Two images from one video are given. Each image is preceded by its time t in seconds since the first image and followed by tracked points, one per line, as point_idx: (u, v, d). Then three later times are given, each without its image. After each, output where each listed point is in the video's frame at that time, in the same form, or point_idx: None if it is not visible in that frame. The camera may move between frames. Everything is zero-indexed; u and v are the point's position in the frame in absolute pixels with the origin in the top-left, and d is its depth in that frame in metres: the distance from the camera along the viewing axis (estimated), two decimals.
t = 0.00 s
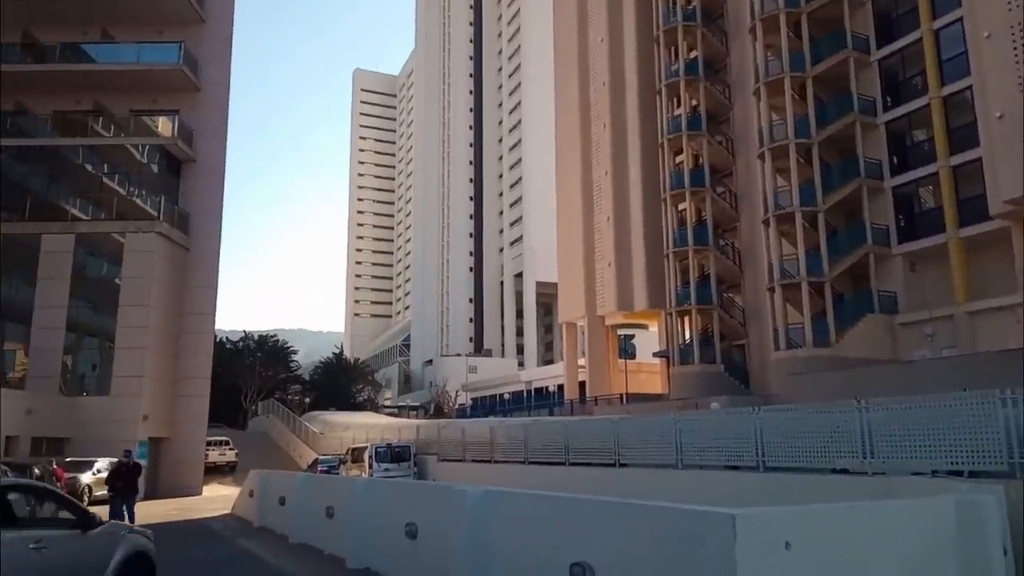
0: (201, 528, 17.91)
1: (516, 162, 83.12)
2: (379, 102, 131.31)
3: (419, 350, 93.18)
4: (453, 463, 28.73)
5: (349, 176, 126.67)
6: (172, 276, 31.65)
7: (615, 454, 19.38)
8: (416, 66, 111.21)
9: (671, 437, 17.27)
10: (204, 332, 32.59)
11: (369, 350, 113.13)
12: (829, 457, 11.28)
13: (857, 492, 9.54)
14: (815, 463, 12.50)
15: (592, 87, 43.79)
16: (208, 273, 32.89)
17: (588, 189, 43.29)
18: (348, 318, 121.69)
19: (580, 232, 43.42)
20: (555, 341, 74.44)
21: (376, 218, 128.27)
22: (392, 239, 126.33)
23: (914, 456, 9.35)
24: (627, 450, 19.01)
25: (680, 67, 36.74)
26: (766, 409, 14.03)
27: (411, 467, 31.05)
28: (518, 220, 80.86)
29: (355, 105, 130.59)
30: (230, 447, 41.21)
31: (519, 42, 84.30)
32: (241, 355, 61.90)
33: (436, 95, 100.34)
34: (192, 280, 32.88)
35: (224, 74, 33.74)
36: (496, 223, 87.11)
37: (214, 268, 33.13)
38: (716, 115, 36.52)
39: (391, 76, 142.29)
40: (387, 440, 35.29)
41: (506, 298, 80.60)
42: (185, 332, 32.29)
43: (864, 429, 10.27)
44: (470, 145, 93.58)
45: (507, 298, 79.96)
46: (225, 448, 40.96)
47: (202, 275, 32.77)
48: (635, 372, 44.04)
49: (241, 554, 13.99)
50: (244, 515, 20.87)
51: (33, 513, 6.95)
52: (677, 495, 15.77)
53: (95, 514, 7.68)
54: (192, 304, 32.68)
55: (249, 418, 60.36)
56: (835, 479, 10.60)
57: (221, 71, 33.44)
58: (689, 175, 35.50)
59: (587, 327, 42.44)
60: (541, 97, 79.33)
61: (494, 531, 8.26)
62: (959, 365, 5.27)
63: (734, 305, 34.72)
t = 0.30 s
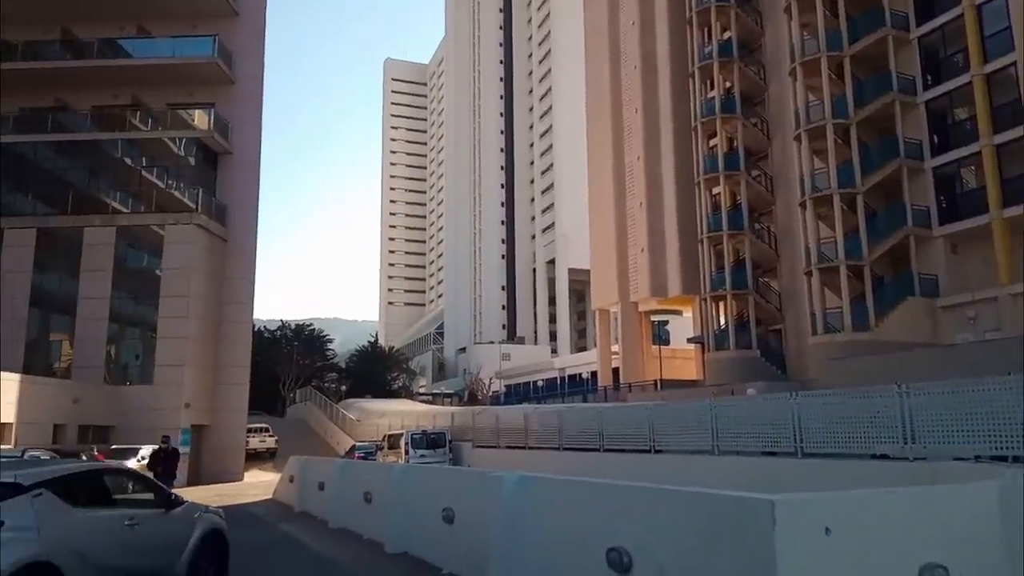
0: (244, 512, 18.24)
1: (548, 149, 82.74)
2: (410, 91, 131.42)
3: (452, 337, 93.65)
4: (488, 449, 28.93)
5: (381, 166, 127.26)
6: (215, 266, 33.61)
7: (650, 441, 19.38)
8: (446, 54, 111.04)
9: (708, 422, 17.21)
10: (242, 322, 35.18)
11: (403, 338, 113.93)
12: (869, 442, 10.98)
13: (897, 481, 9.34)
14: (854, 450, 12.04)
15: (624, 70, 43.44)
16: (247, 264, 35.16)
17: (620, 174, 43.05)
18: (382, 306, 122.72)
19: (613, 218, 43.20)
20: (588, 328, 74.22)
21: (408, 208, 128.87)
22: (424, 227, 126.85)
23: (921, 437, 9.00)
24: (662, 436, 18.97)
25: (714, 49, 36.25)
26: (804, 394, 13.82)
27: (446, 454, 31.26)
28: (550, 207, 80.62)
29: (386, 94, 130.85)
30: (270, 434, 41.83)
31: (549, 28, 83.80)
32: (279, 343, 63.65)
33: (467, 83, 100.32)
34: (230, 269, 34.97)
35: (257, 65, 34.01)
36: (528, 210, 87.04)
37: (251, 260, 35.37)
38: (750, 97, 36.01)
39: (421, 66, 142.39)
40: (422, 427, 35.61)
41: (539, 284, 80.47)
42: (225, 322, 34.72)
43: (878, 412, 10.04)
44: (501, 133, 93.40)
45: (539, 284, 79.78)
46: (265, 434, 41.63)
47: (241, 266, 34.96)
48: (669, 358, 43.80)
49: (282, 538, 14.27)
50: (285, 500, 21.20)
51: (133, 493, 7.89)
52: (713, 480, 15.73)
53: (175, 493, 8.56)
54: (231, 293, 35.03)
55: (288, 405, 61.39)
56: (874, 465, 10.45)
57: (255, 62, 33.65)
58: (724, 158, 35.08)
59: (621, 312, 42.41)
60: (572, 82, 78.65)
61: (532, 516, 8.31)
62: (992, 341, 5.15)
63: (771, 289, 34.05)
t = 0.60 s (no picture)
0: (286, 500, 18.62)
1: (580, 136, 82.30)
2: (442, 81, 131.57)
3: (487, 326, 93.88)
4: (524, 437, 29.05)
5: (414, 156, 127.83)
6: (253, 258, 34.89)
7: (687, 428, 19.31)
8: (478, 42, 110.73)
9: (746, 409, 17.08)
10: (283, 314, 35.26)
11: (438, 327, 114.53)
12: (911, 430, 10.77)
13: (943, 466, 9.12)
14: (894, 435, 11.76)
15: (656, 55, 43.07)
16: (287, 256, 35.76)
17: (654, 159, 42.79)
18: (417, 296, 123.52)
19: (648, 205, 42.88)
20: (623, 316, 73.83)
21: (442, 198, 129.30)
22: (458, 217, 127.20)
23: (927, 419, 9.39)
24: (699, 424, 18.90)
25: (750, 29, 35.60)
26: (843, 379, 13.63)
27: (482, 441, 31.40)
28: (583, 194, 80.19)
29: (419, 83, 130.89)
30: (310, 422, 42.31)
31: (580, 14, 83.19)
32: (318, 334, 65.70)
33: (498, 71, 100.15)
34: (268, 262, 35.79)
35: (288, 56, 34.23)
36: (561, 198, 86.78)
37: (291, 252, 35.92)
38: (788, 77, 34.81)
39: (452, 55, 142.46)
40: (458, 415, 35.83)
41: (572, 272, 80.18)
42: (265, 313, 35.34)
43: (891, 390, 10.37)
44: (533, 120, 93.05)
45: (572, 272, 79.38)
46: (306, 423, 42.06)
47: (280, 258, 35.67)
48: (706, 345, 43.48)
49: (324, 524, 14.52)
50: (326, 486, 21.60)
51: (216, 477, 9.15)
52: (753, 467, 15.61)
53: (252, 477, 9.74)
54: (270, 284, 35.59)
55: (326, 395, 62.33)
56: (918, 450, 10.27)
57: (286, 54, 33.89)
58: (760, 141, 34.60)
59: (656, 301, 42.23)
60: (604, 67, 77.99)
61: (570, 502, 8.33)
62: None
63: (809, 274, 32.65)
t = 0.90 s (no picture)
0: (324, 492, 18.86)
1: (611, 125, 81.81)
2: (471, 73, 131.41)
3: (519, 317, 93.87)
4: (558, 428, 29.07)
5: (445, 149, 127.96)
6: (289, 253, 35.39)
7: (722, 419, 19.20)
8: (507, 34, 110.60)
9: (784, 400, 16.96)
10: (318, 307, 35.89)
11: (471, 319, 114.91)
12: (953, 420, 10.61)
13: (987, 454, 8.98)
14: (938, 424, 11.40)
15: (688, 42, 42.74)
16: (320, 249, 36.08)
17: (686, 147, 42.54)
18: (449, 289, 123.85)
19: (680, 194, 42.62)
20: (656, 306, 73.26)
21: (473, 190, 129.35)
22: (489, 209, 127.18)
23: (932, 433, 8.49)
24: (735, 414, 18.81)
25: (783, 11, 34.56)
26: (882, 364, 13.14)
27: (517, 433, 31.47)
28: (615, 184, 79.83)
29: (448, 77, 130.91)
30: (346, 415, 42.73)
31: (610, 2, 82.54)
32: (352, 327, 66.10)
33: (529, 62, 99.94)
34: (301, 256, 36.13)
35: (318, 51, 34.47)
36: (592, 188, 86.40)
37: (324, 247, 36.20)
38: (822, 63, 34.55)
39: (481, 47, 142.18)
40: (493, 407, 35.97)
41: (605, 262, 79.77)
42: (302, 308, 35.75)
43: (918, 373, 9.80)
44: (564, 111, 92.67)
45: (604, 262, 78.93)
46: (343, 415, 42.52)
47: (312, 252, 36.06)
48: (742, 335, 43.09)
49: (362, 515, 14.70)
50: (364, 477, 21.86)
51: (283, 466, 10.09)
52: (792, 458, 15.48)
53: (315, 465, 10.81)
54: (306, 278, 35.99)
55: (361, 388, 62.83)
56: (961, 440, 10.08)
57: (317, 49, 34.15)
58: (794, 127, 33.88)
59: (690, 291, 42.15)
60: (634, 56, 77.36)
61: (604, 492, 8.34)
62: None
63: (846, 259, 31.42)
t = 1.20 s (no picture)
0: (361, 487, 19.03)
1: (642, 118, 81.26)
2: (501, 69, 131.30)
3: (552, 312, 93.73)
4: (593, 422, 29.04)
5: (476, 146, 128.15)
6: (323, 250, 35.55)
7: (760, 413, 19.02)
8: (537, 28, 110.23)
9: (823, 393, 16.74)
10: (352, 304, 36.05)
11: (504, 315, 115.06)
12: (1000, 412, 10.31)
13: None
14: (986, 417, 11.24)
15: (720, 32, 42.24)
16: (353, 247, 36.37)
17: (720, 137, 42.12)
18: (482, 285, 124.20)
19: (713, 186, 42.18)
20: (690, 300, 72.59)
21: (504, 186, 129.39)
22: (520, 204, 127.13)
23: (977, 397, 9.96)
24: (773, 408, 18.58)
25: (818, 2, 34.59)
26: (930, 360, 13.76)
27: (552, 428, 31.40)
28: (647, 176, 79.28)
29: (478, 72, 130.85)
30: (382, 410, 43.07)
31: None
32: (386, 324, 66.75)
33: (558, 56, 99.62)
34: (334, 254, 36.41)
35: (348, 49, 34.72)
36: (624, 182, 85.93)
37: (359, 244, 36.47)
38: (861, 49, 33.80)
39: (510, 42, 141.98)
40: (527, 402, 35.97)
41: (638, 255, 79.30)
42: (336, 306, 36.00)
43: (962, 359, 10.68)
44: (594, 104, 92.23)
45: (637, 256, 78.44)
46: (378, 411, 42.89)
47: (344, 250, 36.33)
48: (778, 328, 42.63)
49: (400, 509, 14.82)
50: (400, 472, 22.04)
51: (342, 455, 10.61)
52: (832, 452, 15.31)
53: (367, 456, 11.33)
54: (340, 276, 36.27)
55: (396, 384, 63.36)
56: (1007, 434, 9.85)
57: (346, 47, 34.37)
58: (831, 116, 33.73)
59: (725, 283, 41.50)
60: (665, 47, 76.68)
61: (641, 488, 8.31)
62: None
63: (887, 252, 32.10)
